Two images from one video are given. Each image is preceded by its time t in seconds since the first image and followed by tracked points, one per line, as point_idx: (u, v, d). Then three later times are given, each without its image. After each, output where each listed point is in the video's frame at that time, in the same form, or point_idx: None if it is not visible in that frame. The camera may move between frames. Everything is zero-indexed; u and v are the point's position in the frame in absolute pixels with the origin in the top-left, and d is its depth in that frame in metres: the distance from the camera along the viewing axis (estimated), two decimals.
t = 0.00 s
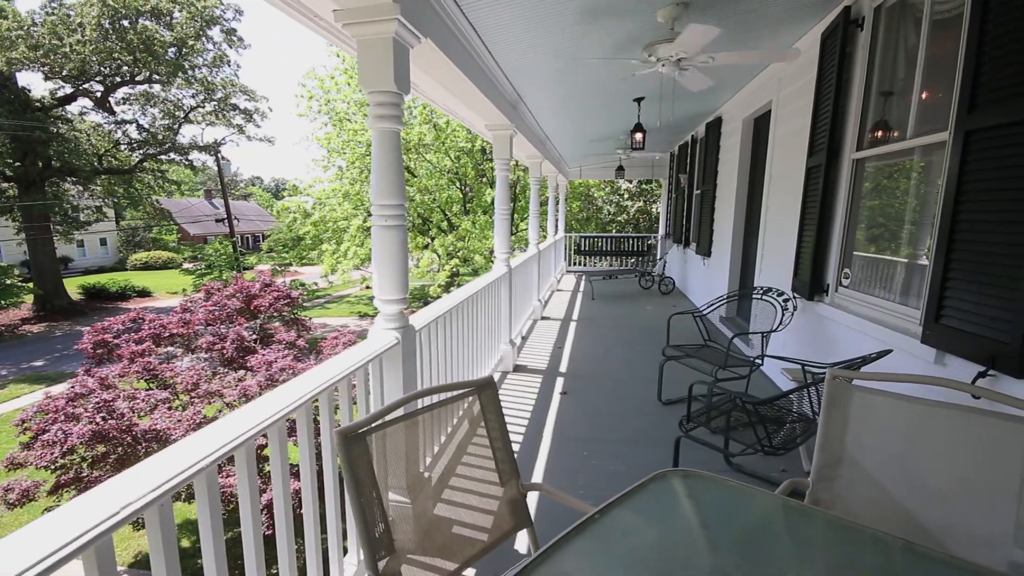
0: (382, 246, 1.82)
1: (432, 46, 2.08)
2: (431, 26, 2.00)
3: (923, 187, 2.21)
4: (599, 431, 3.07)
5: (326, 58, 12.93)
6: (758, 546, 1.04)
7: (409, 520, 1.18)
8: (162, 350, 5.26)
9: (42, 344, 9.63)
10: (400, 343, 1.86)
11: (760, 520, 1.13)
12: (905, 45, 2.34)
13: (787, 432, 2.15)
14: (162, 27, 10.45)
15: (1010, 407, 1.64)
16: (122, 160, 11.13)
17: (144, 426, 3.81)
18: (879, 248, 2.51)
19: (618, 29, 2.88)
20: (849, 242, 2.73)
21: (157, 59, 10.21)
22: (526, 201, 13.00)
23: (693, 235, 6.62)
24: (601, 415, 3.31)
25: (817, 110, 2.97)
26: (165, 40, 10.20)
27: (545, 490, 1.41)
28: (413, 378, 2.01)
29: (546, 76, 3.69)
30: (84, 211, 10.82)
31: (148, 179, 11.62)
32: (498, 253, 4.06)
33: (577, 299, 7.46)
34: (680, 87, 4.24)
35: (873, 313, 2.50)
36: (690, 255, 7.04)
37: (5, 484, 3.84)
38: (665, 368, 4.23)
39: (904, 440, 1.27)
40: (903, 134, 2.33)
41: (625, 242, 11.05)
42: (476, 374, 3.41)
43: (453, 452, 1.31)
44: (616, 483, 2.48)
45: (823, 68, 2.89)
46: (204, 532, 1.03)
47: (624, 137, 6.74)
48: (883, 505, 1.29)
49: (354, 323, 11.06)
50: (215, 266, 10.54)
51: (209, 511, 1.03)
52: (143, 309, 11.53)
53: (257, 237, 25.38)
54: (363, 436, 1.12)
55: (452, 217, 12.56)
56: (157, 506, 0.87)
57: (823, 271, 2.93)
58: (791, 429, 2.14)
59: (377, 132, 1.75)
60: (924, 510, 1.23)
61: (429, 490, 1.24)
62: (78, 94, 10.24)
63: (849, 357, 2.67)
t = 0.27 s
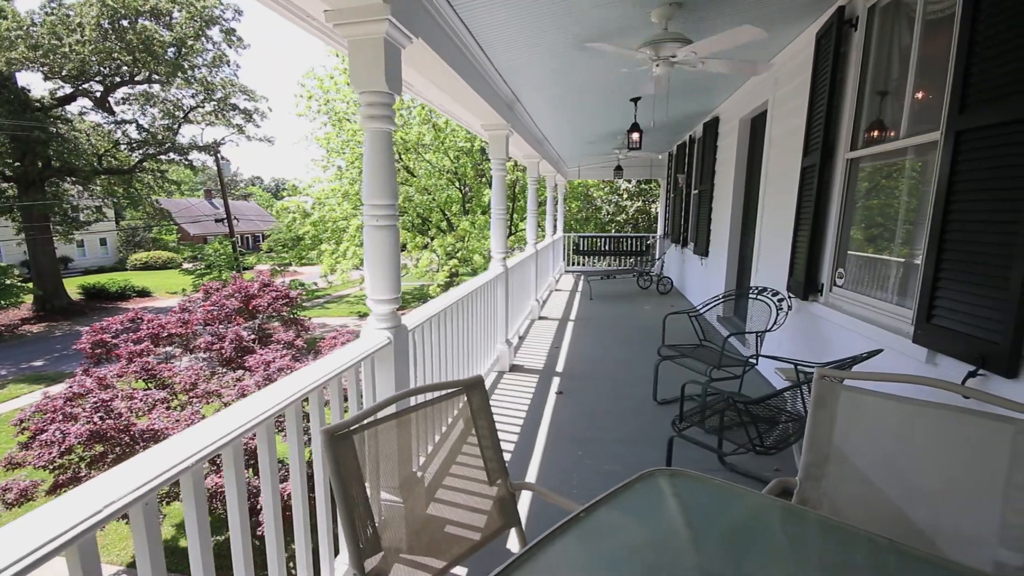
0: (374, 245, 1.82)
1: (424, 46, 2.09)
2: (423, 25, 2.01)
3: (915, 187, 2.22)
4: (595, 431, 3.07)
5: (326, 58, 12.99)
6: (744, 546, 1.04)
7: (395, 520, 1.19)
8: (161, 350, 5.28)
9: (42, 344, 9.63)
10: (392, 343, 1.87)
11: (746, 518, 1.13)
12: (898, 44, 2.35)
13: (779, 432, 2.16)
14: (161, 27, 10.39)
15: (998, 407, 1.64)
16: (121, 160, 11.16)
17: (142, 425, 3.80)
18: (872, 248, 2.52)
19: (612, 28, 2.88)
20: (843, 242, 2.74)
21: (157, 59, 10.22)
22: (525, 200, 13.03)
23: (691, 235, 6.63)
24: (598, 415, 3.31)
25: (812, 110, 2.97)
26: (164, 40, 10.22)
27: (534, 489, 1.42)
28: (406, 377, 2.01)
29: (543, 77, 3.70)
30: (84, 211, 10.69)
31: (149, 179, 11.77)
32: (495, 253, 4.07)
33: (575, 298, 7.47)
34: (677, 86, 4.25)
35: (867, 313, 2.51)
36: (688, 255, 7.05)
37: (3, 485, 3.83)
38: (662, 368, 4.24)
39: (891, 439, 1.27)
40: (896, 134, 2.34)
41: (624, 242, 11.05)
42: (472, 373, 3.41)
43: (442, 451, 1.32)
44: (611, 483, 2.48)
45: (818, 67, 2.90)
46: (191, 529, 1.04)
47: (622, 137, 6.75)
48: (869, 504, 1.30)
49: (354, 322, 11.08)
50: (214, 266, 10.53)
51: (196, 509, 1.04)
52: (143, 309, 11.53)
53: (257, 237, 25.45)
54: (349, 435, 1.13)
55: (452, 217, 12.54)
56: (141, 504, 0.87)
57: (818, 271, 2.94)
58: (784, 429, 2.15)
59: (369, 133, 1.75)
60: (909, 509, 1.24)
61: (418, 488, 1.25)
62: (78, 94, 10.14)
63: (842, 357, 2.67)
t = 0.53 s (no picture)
0: (366, 245, 1.82)
1: (417, 46, 2.09)
2: (415, 26, 2.01)
3: (908, 185, 2.22)
4: (590, 431, 3.08)
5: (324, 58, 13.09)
6: (730, 545, 1.04)
7: (384, 519, 1.19)
8: (159, 349, 5.30)
9: (42, 344, 9.60)
10: (384, 343, 1.87)
11: (730, 516, 1.14)
12: (892, 43, 2.34)
13: (772, 432, 2.16)
14: (161, 27, 10.50)
15: (987, 407, 1.65)
16: (120, 160, 10.77)
17: (141, 425, 3.80)
18: (864, 249, 2.53)
19: (607, 29, 2.88)
20: (837, 241, 2.75)
21: (156, 58, 10.21)
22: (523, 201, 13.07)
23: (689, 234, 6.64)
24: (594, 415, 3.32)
25: (806, 110, 2.98)
26: (163, 41, 10.32)
27: (524, 488, 1.43)
28: (397, 377, 2.01)
29: (538, 77, 3.71)
30: (83, 211, 10.19)
31: (148, 179, 11.36)
32: (491, 253, 4.08)
33: (573, 298, 7.49)
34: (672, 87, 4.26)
35: (860, 313, 2.51)
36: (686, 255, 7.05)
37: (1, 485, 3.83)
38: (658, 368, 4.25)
39: (879, 438, 1.28)
40: (889, 134, 2.34)
41: (622, 242, 11.08)
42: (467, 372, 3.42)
43: (431, 450, 1.32)
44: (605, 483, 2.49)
45: (813, 67, 2.90)
46: (180, 528, 1.05)
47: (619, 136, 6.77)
48: (856, 503, 1.30)
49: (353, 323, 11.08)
50: (214, 266, 10.51)
51: (184, 507, 1.05)
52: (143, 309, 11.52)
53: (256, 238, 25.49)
54: (336, 434, 1.13)
55: (452, 217, 12.56)
56: (125, 503, 0.87)
57: (812, 270, 2.94)
58: (775, 429, 2.16)
59: (360, 134, 1.76)
60: (895, 509, 1.25)
61: (406, 487, 1.25)
62: (78, 94, 9.84)
63: (836, 357, 2.68)
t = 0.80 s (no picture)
0: (359, 245, 1.83)
1: (411, 47, 2.09)
2: (409, 27, 2.02)
3: (901, 184, 2.23)
4: (587, 431, 3.08)
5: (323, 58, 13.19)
6: (717, 545, 1.04)
7: (374, 517, 1.20)
8: (158, 350, 5.28)
9: (41, 344, 9.60)
10: (376, 342, 1.87)
11: (716, 515, 1.14)
12: (886, 43, 2.35)
13: (765, 432, 2.17)
14: (161, 27, 10.54)
15: (978, 407, 1.65)
16: (119, 160, 10.67)
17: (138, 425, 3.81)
18: (859, 249, 2.54)
19: (602, 28, 2.89)
20: (832, 241, 2.75)
21: (156, 58, 10.14)
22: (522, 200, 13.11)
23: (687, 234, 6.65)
24: (591, 415, 3.33)
25: (801, 110, 2.99)
26: (162, 41, 10.26)
27: (515, 488, 1.43)
28: (390, 378, 2.01)
29: (535, 77, 3.73)
30: (82, 211, 10.09)
31: (148, 178, 11.35)
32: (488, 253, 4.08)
33: (571, 298, 7.49)
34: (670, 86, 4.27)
35: (855, 313, 2.52)
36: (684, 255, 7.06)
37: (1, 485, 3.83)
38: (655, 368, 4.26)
39: (869, 437, 1.28)
40: (883, 134, 2.35)
41: (621, 242, 11.09)
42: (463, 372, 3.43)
43: (421, 449, 1.32)
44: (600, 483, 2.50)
45: (808, 67, 2.90)
46: (168, 527, 1.05)
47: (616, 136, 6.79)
48: (845, 502, 1.31)
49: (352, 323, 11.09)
50: (213, 266, 10.52)
51: (172, 505, 1.05)
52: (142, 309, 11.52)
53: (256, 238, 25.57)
54: (326, 433, 1.13)
55: (451, 217, 12.56)
56: (112, 502, 0.88)
57: (807, 270, 2.95)
58: (769, 429, 2.16)
59: (353, 134, 1.76)
60: (884, 508, 1.25)
61: (397, 487, 1.25)
62: (77, 93, 9.79)
63: (830, 356, 2.68)
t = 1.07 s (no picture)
0: (352, 245, 1.83)
1: (404, 48, 2.10)
2: (402, 28, 2.03)
3: (895, 184, 2.23)
4: (583, 431, 3.08)
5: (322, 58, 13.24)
6: (703, 545, 1.04)
7: (364, 515, 1.20)
8: (156, 350, 5.26)
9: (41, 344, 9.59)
10: (369, 342, 1.88)
11: (703, 514, 1.15)
12: (880, 43, 2.35)
13: (757, 432, 2.18)
14: (161, 27, 10.56)
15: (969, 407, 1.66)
16: (119, 160, 10.62)
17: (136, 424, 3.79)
18: (853, 250, 2.54)
19: (598, 29, 2.89)
20: (827, 241, 2.76)
21: (156, 59, 10.18)
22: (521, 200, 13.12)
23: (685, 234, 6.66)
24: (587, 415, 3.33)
25: (797, 110, 2.99)
26: (162, 41, 10.32)
27: (506, 487, 1.43)
28: (383, 377, 2.02)
29: (532, 77, 3.74)
30: (82, 211, 10.04)
31: (148, 179, 11.31)
32: (485, 253, 4.09)
33: (569, 297, 7.49)
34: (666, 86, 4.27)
35: (849, 313, 2.52)
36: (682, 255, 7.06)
37: None
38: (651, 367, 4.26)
39: (859, 436, 1.28)
40: (877, 134, 2.36)
41: (620, 242, 11.08)
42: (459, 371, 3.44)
43: (413, 448, 1.33)
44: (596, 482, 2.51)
45: (803, 66, 2.90)
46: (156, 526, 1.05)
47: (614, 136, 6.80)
48: (835, 501, 1.31)
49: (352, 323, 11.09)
50: (213, 266, 10.53)
51: (160, 505, 1.05)
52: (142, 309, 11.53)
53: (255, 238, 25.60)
54: (316, 433, 1.13)
55: (450, 217, 12.57)
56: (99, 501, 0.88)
57: (802, 269, 2.96)
58: (761, 429, 2.17)
59: (345, 134, 1.76)
60: (874, 507, 1.25)
61: (387, 487, 1.25)
62: (76, 94, 9.78)
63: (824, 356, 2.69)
